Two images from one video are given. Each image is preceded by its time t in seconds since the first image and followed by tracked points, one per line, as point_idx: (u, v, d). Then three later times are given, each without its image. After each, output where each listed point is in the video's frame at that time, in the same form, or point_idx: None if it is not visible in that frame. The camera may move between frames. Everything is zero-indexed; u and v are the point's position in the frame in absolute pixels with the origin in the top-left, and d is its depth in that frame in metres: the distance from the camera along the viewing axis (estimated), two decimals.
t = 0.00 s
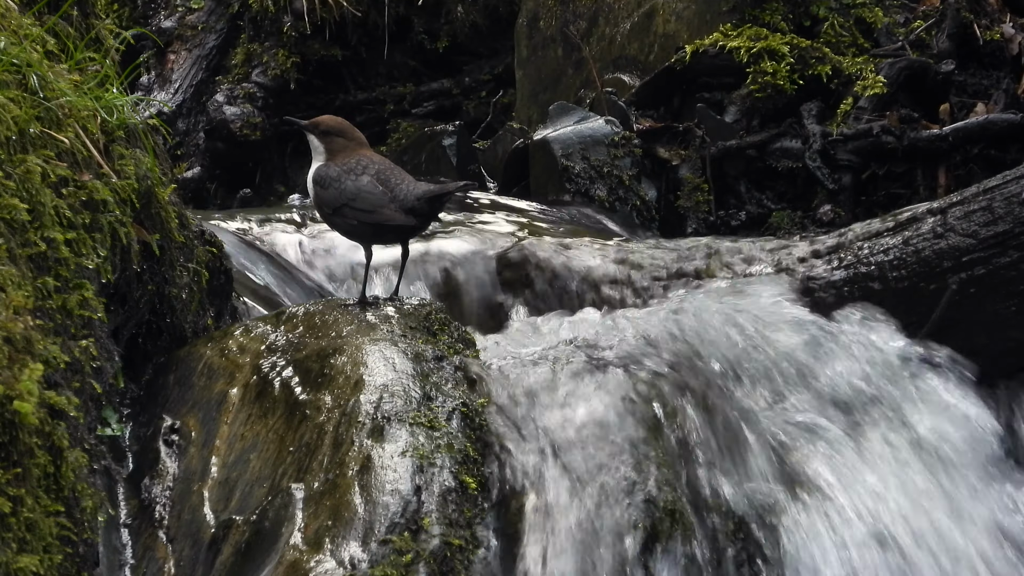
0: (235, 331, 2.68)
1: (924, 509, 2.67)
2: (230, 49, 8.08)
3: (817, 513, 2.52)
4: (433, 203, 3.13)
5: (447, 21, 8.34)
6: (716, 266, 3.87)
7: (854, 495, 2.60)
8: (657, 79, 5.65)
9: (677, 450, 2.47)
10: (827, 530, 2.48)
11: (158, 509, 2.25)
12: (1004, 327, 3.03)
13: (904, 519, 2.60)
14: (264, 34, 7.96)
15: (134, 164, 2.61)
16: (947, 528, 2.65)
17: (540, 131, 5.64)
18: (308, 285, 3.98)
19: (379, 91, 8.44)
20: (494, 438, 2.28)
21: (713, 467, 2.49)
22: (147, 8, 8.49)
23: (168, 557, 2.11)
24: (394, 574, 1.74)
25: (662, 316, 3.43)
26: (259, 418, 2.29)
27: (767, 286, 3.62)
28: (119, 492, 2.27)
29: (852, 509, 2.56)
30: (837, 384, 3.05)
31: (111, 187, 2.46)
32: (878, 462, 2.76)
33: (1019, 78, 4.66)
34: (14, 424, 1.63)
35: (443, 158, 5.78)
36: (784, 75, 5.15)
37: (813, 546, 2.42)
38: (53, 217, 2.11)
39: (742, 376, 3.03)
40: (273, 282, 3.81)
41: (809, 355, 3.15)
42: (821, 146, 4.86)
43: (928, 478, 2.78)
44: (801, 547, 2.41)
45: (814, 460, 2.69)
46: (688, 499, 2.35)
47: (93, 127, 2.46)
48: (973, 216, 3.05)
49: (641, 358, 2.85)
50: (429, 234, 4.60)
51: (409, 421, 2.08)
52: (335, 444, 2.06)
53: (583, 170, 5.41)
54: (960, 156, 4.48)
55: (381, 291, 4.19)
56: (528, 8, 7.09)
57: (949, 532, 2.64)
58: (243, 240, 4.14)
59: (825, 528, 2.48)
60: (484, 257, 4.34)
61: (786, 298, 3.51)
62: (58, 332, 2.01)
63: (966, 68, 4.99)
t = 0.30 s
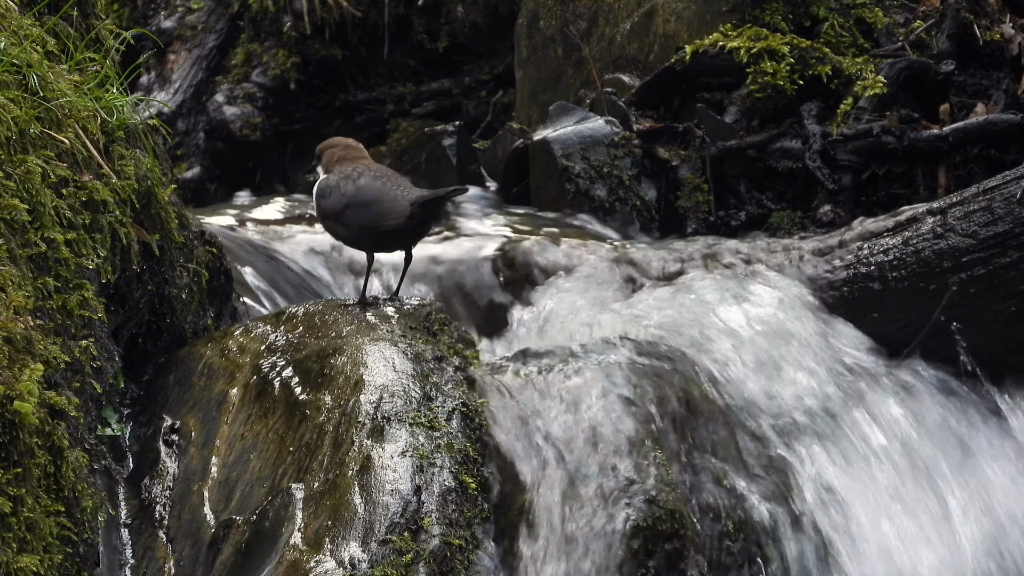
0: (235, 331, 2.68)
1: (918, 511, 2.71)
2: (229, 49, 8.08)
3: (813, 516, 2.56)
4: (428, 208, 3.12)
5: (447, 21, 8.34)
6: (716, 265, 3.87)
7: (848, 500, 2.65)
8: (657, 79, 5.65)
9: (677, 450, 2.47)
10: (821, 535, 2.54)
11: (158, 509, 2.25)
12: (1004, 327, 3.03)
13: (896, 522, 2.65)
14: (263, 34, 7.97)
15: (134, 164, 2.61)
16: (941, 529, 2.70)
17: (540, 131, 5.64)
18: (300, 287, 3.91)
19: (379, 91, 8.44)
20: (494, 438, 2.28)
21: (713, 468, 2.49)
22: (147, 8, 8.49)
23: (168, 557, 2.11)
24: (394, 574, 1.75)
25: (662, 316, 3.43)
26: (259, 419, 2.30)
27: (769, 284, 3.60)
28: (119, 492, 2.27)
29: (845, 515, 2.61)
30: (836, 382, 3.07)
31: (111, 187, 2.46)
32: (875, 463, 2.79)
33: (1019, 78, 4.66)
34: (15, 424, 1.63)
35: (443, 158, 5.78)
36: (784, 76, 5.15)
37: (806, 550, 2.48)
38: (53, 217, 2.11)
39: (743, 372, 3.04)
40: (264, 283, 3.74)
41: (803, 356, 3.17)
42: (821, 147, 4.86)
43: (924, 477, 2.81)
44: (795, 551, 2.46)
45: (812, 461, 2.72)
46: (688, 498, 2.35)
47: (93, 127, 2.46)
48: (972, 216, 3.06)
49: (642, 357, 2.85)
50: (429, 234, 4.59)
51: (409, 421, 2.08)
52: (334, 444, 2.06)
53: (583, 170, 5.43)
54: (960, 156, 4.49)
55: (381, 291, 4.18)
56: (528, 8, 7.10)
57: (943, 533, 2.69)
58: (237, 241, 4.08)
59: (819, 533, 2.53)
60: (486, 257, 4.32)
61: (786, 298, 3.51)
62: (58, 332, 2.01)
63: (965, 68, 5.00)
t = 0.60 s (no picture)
0: (235, 330, 2.68)
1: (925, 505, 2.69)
2: (230, 49, 8.03)
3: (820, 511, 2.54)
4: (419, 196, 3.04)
5: (447, 21, 8.42)
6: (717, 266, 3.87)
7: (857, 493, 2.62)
8: (657, 79, 5.65)
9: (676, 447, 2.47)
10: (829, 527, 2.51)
11: (158, 509, 2.25)
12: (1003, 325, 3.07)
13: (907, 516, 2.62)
14: (263, 34, 7.97)
15: (134, 164, 2.61)
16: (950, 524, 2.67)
17: (540, 131, 5.63)
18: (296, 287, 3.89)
19: (379, 91, 8.39)
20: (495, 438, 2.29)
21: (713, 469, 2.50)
22: (147, 8, 8.50)
23: (168, 557, 2.11)
24: (394, 574, 1.75)
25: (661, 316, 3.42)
26: (259, 418, 2.29)
27: (771, 285, 3.56)
28: (119, 491, 2.26)
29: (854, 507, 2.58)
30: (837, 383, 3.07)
31: (111, 187, 2.46)
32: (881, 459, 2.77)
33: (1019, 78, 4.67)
34: (14, 423, 1.63)
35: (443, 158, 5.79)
36: (784, 75, 5.15)
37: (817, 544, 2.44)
38: (52, 217, 2.11)
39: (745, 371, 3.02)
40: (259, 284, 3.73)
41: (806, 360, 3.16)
42: (821, 146, 4.89)
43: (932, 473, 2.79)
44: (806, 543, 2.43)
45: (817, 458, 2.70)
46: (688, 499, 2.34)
47: (93, 126, 2.46)
48: (972, 215, 3.07)
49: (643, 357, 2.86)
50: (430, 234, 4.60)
51: (409, 420, 2.08)
52: (335, 444, 2.06)
53: (583, 170, 5.39)
54: (960, 156, 4.48)
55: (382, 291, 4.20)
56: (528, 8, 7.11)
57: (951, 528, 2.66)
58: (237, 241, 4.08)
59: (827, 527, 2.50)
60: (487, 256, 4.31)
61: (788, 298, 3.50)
62: (58, 332, 2.01)
63: (965, 67, 5.00)
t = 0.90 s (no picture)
0: (235, 330, 2.68)
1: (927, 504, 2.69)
2: (229, 48, 8.09)
3: (823, 506, 2.54)
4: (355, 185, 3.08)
5: (446, 21, 8.43)
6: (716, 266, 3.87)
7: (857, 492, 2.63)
8: (657, 79, 5.66)
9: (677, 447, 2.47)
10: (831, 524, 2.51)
11: (158, 509, 2.24)
12: (1002, 323, 3.07)
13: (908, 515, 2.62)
14: (263, 34, 7.97)
15: (134, 164, 2.61)
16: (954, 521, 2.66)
17: (540, 131, 5.62)
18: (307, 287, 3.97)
19: (379, 91, 8.41)
20: (495, 437, 2.29)
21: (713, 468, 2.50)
22: (147, 8, 8.50)
23: (168, 557, 2.11)
24: (394, 573, 1.75)
25: (661, 317, 3.41)
26: (259, 418, 2.29)
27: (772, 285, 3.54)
28: (119, 492, 2.26)
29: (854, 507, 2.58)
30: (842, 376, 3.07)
31: (111, 187, 2.46)
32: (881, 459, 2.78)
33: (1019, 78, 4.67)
34: (14, 423, 1.63)
35: (443, 158, 5.79)
36: (784, 75, 5.16)
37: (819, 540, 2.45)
38: (52, 217, 2.11)
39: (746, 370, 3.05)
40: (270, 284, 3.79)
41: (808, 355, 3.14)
42: (821, 146, 4.89)
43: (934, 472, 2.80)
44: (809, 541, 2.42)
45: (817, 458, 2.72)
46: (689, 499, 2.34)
47: (93, 126, 2.46)
48: (973, 215, 3.08)
49: (641, 356, 2.85)
50: (429, 235, 4.61)
51: (409, 421, 2.09)
52: (335, 443, 2.06)
53: (583, 170, 5.42)
54: (960, 156, 4.48)
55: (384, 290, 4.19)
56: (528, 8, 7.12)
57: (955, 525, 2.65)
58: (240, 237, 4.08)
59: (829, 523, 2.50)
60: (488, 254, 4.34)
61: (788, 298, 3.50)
62: (58, 332, 2.01)
63: (965, 67, 5.00)
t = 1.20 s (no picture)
0: (235, 330, 2.68)
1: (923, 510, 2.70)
2: (229, 48, 8.12)
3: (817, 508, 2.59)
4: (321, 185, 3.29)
5: (446, 21, 8.43)
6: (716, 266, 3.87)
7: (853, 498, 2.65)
8: (657, 79, 5.66)
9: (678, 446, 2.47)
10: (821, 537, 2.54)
11: (158, 509, 2.23)
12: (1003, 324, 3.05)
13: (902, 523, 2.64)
14: (263, 34, 7.97)
15: (134, 164, 2.62)
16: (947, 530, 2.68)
17: (540, 131, 5.61)
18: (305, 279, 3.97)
19: (380, 91, 8.42)
20: (494, 437, 2.29)
21: (713, 468, 2.50)
22: (147, 8, 8.51)
23: (168, 557, 2.10)
24: (394, 573, 1.75)
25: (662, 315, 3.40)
26: (259, 418, 2.29)
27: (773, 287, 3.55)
28: (119, 491, 2.25)
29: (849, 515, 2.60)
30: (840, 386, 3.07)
31: (111, 187, 2.46)
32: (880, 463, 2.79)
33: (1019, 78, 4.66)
34: (14, 423, 1.63)
35: (443, 158, 5.79)
36: (784, 75, 5.16)
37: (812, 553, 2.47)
38: (53, 216, 2.11)
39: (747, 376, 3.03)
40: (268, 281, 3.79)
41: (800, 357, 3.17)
42: (821, 146, 4.88)
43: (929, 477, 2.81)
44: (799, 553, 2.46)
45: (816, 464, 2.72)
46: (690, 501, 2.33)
47: (93, 126, 2.46)
48: (972, 215, 3.06)
49: (641, 356, 2.85)
50: (429, 235, 4.61)
51: (409, 420, 2.09)
52: (335, 443, 2.06)
53: (583, 170, 5.38)
54: (960, 156, 4.47)
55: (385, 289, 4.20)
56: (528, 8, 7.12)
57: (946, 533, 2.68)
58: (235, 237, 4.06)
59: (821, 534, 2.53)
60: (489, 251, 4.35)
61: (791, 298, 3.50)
62: (58, 332, 2.01)
63: (965, 67, 5.01)
